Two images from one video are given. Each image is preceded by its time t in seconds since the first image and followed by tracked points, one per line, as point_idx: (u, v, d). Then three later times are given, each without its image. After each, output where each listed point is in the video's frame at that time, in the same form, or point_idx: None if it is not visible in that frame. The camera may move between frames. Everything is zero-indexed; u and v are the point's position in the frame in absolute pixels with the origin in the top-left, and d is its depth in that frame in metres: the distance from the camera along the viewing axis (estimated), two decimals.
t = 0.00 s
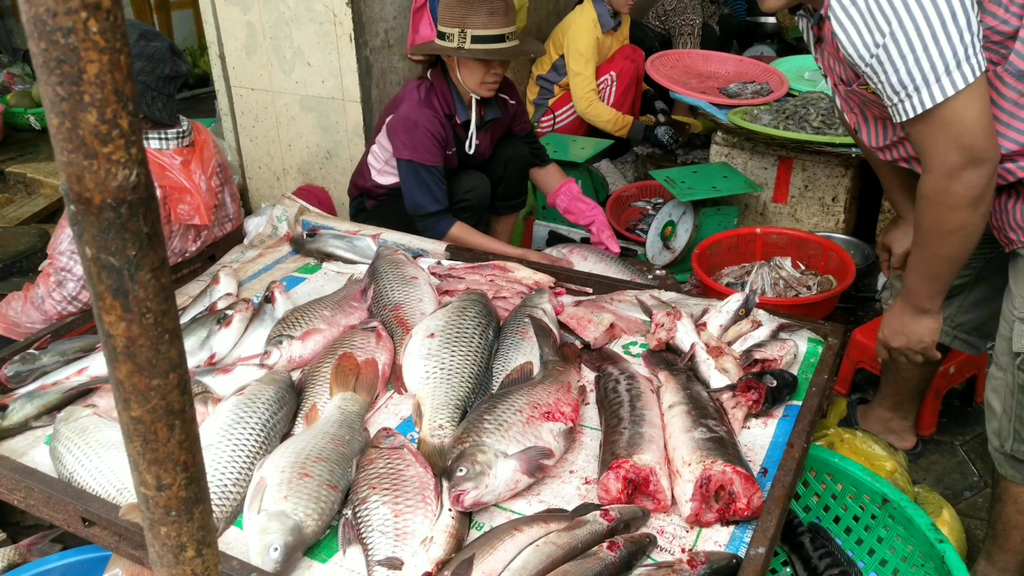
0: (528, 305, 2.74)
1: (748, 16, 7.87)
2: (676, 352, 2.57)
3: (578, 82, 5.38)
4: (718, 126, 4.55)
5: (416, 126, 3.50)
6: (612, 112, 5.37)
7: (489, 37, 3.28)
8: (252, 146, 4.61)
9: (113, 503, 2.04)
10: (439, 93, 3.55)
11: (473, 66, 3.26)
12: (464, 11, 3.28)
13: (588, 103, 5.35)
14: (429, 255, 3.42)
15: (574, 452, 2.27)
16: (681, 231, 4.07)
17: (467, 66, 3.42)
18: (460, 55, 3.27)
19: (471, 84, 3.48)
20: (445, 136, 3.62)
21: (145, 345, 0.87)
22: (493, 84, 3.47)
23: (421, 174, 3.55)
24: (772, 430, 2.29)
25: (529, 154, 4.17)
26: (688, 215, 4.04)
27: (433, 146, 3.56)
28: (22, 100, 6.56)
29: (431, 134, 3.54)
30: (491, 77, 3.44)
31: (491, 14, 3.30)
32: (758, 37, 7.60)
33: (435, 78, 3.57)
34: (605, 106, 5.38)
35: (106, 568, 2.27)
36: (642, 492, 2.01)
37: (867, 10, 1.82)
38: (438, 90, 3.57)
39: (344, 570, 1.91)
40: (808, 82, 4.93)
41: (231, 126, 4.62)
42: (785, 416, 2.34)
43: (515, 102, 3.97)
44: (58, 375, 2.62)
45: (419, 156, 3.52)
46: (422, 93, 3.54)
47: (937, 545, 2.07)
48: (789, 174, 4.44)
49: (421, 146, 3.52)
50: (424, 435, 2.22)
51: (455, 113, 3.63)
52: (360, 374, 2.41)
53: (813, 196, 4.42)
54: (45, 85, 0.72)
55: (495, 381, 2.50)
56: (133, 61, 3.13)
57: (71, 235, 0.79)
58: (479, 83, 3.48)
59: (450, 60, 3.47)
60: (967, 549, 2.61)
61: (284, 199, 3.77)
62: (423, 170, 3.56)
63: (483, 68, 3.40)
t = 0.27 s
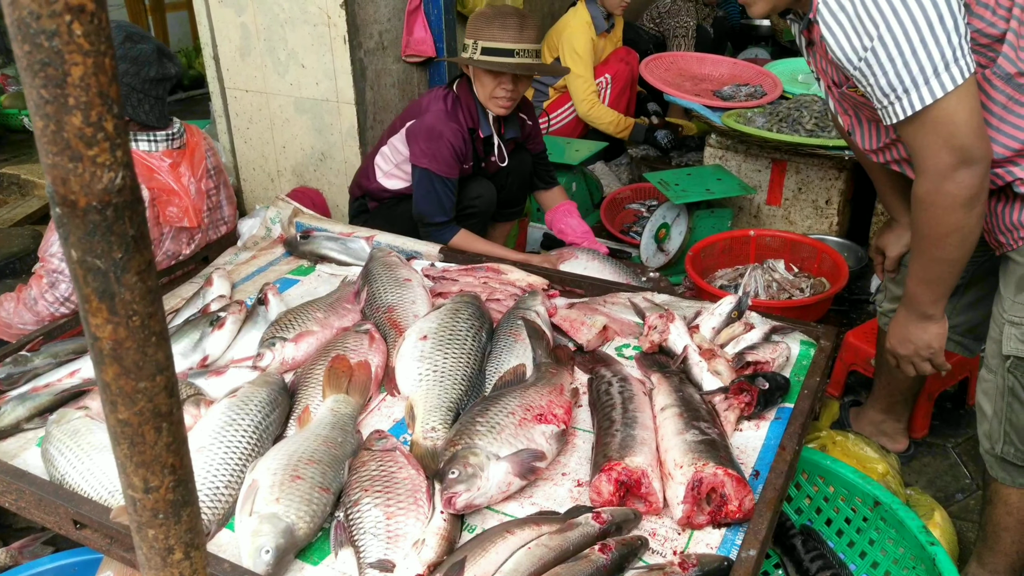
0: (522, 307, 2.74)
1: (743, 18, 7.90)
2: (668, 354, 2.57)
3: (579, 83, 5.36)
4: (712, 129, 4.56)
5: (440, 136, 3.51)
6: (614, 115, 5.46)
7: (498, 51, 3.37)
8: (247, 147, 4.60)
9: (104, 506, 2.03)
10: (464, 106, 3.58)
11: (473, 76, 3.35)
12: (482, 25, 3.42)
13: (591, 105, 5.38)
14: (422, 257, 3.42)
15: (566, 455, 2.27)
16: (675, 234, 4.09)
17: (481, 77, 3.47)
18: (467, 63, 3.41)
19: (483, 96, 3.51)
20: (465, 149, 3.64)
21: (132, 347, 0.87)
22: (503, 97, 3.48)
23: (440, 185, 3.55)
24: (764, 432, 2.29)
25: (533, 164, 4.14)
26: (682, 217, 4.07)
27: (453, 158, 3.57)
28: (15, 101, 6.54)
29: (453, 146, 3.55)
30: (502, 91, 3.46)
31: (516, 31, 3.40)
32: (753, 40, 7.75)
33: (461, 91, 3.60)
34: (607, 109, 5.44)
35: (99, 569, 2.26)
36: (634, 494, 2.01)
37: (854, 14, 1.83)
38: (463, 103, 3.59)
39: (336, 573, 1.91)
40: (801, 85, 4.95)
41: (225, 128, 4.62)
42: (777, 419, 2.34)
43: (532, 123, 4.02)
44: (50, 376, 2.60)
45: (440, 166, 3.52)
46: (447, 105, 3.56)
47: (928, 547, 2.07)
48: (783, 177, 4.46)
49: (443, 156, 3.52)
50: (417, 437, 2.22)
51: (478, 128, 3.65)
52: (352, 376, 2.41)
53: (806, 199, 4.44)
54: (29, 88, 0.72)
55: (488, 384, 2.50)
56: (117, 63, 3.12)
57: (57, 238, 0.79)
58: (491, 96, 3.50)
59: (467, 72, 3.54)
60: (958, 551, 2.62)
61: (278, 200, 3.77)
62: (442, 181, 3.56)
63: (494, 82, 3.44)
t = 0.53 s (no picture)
0: (523, 313, 2.74)
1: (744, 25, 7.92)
2: (669, 360, 2.57)
3: (578, 90, 5.38)
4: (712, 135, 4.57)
5: (438, 138, 3.51)
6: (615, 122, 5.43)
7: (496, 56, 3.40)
8: (249, 154, 4.62)
9: (105, 511, 2.04)
10: (465, 112, 3.59)
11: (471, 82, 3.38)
12: (482, 33, 3.46)
13: (590, 112, 5.38)
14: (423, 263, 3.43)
15: (567, 461, 2.27)
16: (675, 239, 4.08)
17: (481, 84, 3.49)
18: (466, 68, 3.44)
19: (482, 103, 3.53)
20: (463, 154, 3.64)
21: (132, 354, 0.87)
22: (501, 104, 3.49)
23: (435, 186, 3.55)
24: (765, 438, 2.29)
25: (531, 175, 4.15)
26: (682, 223, 4.06)
27: (449, 161, 3.57)
28: (19, 108, 6.56)
29: (450, 149, 3.55)
30: (500, 97, 3.47)
31: (514, 38, 3.42)
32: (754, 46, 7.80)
33: (463, 97, 3.61)
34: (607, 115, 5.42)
35: None
36: (634, 500, 2.01)
37: (867, 11, 1.84)
38: (464, 109, 3.60)
39: None
40: (802, 91, 4.96)
41: (227, 134, 4.64)
42: (777, 425, 2.34)
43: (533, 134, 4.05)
44: (52, 383, 2.61)
45: (435, 168, 3.52)
46: (449, 110, 3.57)
47: (929, 553, 2.07)
48: (783, 183, 4.46)
49: (439, 158, 3.52)
50: (417, 443, 2.23)
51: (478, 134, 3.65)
52: (353, 383, 2.41)
53: (807, 205, 4.44)
54: (30, 98, 0.73)
55: (489, 389, 2.50)
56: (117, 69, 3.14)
57: (57, 246, 0.80)
58: (490, 104, 3.52)
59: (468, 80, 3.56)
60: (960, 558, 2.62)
61: (280, 207, 3.78)
62: (436, 182, 3.56)
63: (492, 88, 3.46)
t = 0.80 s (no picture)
0: (526, 315, 2.75)
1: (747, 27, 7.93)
2: (672, 363, 2.57)
3: (581, 92, 5.40)
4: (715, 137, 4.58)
5: (409, 125, 3.50)
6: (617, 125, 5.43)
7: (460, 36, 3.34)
8: (253, 156, 4.63)
9: (109, 512, 2.04)
10: (439, 100, 3.57)
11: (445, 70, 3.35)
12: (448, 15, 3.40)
13: (594, 114, 5.39)
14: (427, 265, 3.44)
15: (569, 462, 2.27)
16: (679, 242, 4.08)
17: (452, 67, 3.47)
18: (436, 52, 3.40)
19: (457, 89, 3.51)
20: (436, 142, 3.62)
21: (137, 354, 0.88)
22: (474, 86, 3.46)
23: (404, 172, 3.54)
24: (768, 440, 2.29)
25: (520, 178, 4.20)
26: (685, 226, 4.05)
27: (419, 147, 3.55)
28: (25, 110, 6.59)
29: (421, 136, 3.53)
30: (472, 78, 3.44)
31: (477, 15, 3.34)
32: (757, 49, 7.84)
33: (439, 86, 3.59)
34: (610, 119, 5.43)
35: None
36: (637, 502, 2.01)
37: (898, 10, 1.82)
38: (439, 97, 3.57)
39: None
40: (805, 94, 4.95)
41: (231, 137, 4.65)
42: (780, 426, 2.34)
43: (519, 121, 4.02)
44: (56, 384, 2.62)
45: (404, 154, 3.51)
46: (423, 98, 3.55)
47: (932, 556, 2.06)
48: (787, 186, 4.46)
49: (408, 145, 3.51)
50: (421, 444, 2.23)
51: (453, 121, 3.62)
52: (356, 384, 2.41)
53: (810, 208, 4.44)
54: (37, 100, 0.74)
55: (492, 391, 2.51)
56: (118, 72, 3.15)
57: (64, 247, 0.80)
58: (464, 88, 3.49)
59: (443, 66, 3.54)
60: (964, 561, 2.61)
61: (284, 209, 3.79)
62: (405, 168, 3.54)
63: (464, 70, 3.43)
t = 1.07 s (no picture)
0: (530, 314, 2.75)
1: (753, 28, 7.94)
2: (676, 362, 2.58)
3: (585, 91, 5.42)
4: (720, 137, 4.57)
5: (381, 114, 3.54)
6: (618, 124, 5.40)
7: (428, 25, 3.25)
8: (258, 155, 4.64)
9: (115, 510, 2.05)
10: (413, 90, 3.59)
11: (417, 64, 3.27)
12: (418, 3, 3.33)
13: (595, 114, 5.40)
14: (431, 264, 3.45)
15: (574, 461, 2.28)
16: (683, 242, 4.08)
17: (424, 57, 3.40)
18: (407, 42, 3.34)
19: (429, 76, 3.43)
20: (413, 132, 3.63)
21: (146, 350, 0.88)
22: (447, 74, 3.38)
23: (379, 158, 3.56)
24: (772, 439, 2.29)
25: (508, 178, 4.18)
26: (690, 225, 4.06)
27: (395, 136, 3.57)
28: (32, 109, 6.60)
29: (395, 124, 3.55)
30: (444, 67, 3.36)
31: (442, 2, 3.25)
32: (762, 48, 7.84)
33: (415, 77, 3.61)
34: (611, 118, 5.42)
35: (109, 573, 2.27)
36: (641, 501, 2.01)
37: None
38: (415, 87, 3.60)
39: None
40: (810, 93, 4.95)
41: (236, 136, 4.66)
42: (785, 426, 2.34)
43: (502, 106, 3.85)
44: (62, 382, 2.63)
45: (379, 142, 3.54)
46: (397, 90, 3.59)
47: (936, 555, 2.06)
48: (791, 186, 4.45)
49: (382, 133, 3.54)
50: (426, 443, 2.24)
51: (429, 110, 3.61)
52: (361, 383, 2.42)
53: (815, 207, 4.44)
54: (47, 98, 0.74)
55: (496, 390, 2.51)
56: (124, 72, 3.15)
57: (73, 243, 0.81)
58: (436, 76, 3.42)
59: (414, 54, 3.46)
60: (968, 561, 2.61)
61: (289, 208, 3.81)
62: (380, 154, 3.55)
63: (436, 59, 3.36)
